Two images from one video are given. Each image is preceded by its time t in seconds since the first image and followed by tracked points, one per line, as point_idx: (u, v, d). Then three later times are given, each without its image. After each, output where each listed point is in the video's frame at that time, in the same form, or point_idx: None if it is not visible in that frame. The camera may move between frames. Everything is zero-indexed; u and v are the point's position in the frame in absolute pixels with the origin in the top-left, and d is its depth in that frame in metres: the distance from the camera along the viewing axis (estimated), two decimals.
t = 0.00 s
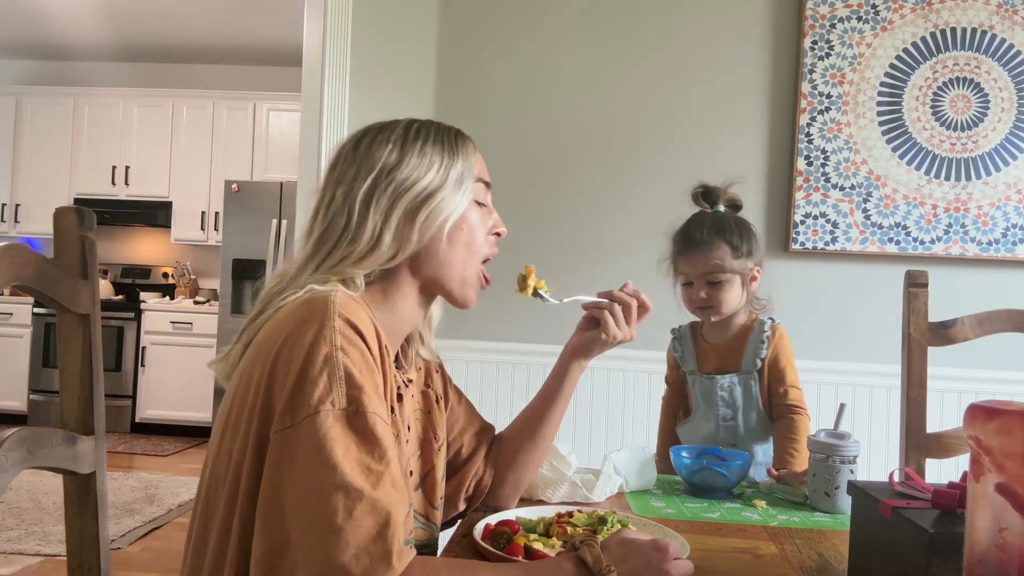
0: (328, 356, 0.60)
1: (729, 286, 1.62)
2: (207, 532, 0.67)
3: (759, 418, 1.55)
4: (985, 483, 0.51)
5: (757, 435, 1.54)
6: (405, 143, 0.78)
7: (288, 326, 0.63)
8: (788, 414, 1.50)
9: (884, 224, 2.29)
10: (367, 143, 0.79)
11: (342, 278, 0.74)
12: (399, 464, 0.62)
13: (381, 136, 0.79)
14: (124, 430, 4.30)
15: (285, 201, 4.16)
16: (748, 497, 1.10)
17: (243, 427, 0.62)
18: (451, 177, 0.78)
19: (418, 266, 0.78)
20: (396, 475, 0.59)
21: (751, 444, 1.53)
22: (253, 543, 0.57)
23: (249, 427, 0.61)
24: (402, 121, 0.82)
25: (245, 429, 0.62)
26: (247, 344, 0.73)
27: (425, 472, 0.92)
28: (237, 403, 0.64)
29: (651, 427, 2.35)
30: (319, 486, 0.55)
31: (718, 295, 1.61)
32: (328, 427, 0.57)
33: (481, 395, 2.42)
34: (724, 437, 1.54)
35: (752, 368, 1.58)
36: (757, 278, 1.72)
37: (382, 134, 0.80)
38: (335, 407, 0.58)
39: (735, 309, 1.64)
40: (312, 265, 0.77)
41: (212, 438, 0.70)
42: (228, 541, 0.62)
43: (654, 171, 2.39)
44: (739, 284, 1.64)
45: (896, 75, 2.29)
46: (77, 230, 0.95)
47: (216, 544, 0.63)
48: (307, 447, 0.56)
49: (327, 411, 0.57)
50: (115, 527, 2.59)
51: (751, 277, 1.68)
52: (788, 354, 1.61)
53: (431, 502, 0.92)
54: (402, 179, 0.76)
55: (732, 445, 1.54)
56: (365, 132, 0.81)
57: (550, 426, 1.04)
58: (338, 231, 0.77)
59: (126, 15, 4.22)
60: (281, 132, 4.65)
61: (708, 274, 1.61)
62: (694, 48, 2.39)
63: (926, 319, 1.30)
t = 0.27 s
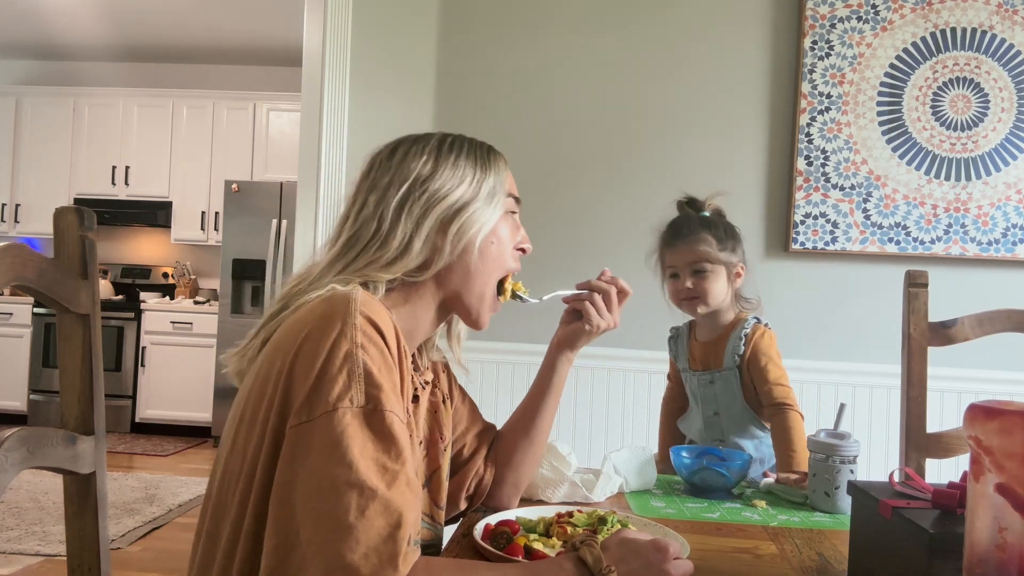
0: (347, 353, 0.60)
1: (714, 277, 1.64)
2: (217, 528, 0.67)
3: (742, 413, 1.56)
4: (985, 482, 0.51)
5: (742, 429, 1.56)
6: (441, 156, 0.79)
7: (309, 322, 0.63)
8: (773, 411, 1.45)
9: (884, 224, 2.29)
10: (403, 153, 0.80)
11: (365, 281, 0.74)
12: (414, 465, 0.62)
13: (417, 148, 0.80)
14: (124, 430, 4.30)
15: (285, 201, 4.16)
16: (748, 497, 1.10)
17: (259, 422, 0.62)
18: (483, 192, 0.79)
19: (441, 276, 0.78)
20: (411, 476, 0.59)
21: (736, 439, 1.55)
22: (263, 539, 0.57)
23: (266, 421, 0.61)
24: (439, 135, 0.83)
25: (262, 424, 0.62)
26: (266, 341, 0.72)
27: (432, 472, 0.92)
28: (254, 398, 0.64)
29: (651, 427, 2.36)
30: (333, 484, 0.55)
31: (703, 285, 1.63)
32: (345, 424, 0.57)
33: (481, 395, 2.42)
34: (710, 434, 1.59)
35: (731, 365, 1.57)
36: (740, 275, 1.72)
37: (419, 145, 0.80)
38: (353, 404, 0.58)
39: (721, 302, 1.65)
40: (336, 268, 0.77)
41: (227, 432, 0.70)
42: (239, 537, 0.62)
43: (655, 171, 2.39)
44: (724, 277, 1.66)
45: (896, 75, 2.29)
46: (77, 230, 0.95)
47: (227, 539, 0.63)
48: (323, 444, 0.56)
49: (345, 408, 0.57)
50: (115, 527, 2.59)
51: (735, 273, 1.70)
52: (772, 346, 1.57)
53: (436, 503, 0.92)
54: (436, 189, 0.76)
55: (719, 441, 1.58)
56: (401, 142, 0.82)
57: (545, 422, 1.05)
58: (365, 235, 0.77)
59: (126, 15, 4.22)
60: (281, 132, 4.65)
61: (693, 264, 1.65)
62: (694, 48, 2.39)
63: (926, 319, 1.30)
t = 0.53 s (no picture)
0: (359, 352, 0.60)
1: (682, 266, 1.70)
2: (221, 526, 0.67)
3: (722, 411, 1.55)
4: (985, 483, 0.51)
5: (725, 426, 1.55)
6: (472, 168, 0.79)
7: (321, 320, 0.63)
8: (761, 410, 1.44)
9: (884, 224, 2.29)
10: (433, 158, 0.79)
11: (387, 283, 0.74)
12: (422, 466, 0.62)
13: (448, 156, 0.80)
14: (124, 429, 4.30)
15: (285, 201, 4.16)
16: (748, 497, 1.10)
17: (268, 420, 0.62)
18: (509, 211, 0.80)
19: (459, 285, 0.79)
20: (420, 476, 0.59)
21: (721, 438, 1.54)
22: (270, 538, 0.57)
23: (275, 420, 0.61)
24: (468, 145, 0.83)
25: (270, 422, 0.62)
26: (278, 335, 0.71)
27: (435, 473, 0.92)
28: (263, 395, 0.64)
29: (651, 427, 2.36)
30: (342, 484, 0.55)
31: (669, 272, 1.69)
32: (355, 424, 0.57)
33: (481, 395, 2.42)
34: (694, 435, 1.58)
35: (706, 364, 1.57)
36: (712, 271, 1.75)
37: (450, 153, 0.80)
38: (364, 404, 0.58)
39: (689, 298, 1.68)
40: (356, 265, 0.76)
41: (235, 430, 0.70)
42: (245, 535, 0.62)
43: (655, 171, 2.39)
44: (693, 272, 1.71)
45: (896, 75, 2.29)
46: (77, 230, 0.95)
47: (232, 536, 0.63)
48: (332, 443, 0.56)
49: (356, 408, 0.57)
50: (115, 527, 2.59)
51: (705, 270, 1.74)
52: (748, 340, 1.56)
53: (438, 504, 0.93)
54: (466, 201, 0.77)
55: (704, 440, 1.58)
56: (431, 146, 0.82)
57: (542, 420, 1.06)
58: (390, 237, 0.76)
59: (126, 15, 4.22)
60: (281, 132, 4.65)
61: (660, 252, 1.72)
62: (694, 48, 2.39)
63: (926, 319, 1.30)
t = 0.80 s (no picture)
0: (355, 353, 0.60)
1: (659, 268, 1.69)
2: (221, 526, 0.67)
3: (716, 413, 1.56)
4: (985, 483, 0.51)
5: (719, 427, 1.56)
6: (462, 164, 0.79)
7: (318, 321, 0.63)
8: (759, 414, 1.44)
9: (884, 224, 2.29)
10: (422, 156, 0.79)
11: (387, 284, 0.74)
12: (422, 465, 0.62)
13: (437, 153, 0.80)
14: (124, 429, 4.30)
15: (285, 201, 4.16)
16: (748, 497, 1.10)
17: (266, 422, 0.62)
18: (502, 205, 0.80)
19: (458, 281, 0.79)
20: (420, 476, 0.59)
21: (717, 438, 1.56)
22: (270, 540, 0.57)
23: (273, 421, 0.61)
24: (456, 141, 0.83)
25: (268, 424, 0.62)
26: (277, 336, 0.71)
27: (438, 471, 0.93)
28: (261, 396, 0.64)
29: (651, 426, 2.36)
30: (341, 486, 0.55)
31: (646, 276, 1.69)
32: (353, 425, 0.57)
33: (481, 395, 2.42)
34: (692, 435, 1.62)
35: (695, 368, 1.58)
36: (694, 271, 1.73)
37: (440, 150, 0.80)
38: (362, 405, 0.58)
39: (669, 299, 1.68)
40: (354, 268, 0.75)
41: (233, 432, 0.69)
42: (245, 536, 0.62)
43: (655, 171, 2.39)
44: (672, 273, 1.70)
45: (896, 75, 2.29)
46: (77, 230, 0.95)
47: (232, 536, 0.63)
48: (330, 444, 0.56)
49: (353, 409, 0.57)
50: (115, 527, 2.59)
51: (684, 270, 1.72)
52: (737, 340, 1.55)
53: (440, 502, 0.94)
54: (460, 198, 0.76)
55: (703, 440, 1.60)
56: (418, 144, 0.81)
57: (561, 427, 1.06)
58: (387, 239, 0.75)
59: (126, 15, 4.22)
60: (281, 132, 4.65)
61: (637, 257, 1.70)
62: (694, 48, 2.39)
63: (926, 319, 1.30)
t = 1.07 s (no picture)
0: (355, 352, 0.60)
1: (673, 273, 1.68)
2: (221, 528, 0.67)
3: (727, 412, 1.56)
4: (985, 483, 0.51)
5: (728, 427, 1.57)
6: (443, 154, 0.78)
7: (316, 321, 0.63)
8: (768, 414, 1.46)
9: (884, 224, 2.29)
10: (401, 150, 0.78)
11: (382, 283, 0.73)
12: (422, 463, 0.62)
13: (417, 145, 0.78)
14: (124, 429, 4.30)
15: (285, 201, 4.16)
16: (748, 497, 1.10)
17: (265, 422, 0.62)
18: (487, 191, 0.80)
19: (451, 273, 0.79)
20: (421, 474, 0.59)
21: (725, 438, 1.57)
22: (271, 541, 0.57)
23: (273, 420, 0.61)
24: (432, 130, 0.82)
25: (268, 424, 0.62)
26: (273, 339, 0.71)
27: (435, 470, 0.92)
28: (260, 396, 0.64)
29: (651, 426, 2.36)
30: (342, 486, 0.55)
31: (662, 281, 1.67)
32: (354, 424, 0.57)
33: (481, 395, 2.42)
34: (698, 434, 1.62)
35: (710, 366, 1.58)
36: (706, 275, 1.71)
37: (418, 142, 0.79)
38: (362, 404, 0.58)
39: (684, 304, 1.66)
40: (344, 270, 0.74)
41: (233, 433, 0.69)
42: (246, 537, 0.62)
43: (654, 171, 2.39)
44: (685, 277, 1.68)
45: (896, 75, 2.29)
46: (77, 230, 0.95)
47: (233, 537, 0.63)
48: (331, 444, 0.56)
49: (354, 409, 0.57)
50: (115, 527, 2.59)
51: (696, 274, 1.69)
52: (752, 341, 1.56)
53: (438, 502, 0.93)
54: (444, 189, 0.76)
55: (709, 439, 1.60)
56: (396, 138, 0.80)
57: (567, 428, 1.04)
58: (377, 237, 0.74)
59: (126, 15, 4.22)
60: (281, 132, 4.65)
61: (650, 261, 1.70)
62: (694, 48, 2.39)
63: (926, 319, 1.30)
